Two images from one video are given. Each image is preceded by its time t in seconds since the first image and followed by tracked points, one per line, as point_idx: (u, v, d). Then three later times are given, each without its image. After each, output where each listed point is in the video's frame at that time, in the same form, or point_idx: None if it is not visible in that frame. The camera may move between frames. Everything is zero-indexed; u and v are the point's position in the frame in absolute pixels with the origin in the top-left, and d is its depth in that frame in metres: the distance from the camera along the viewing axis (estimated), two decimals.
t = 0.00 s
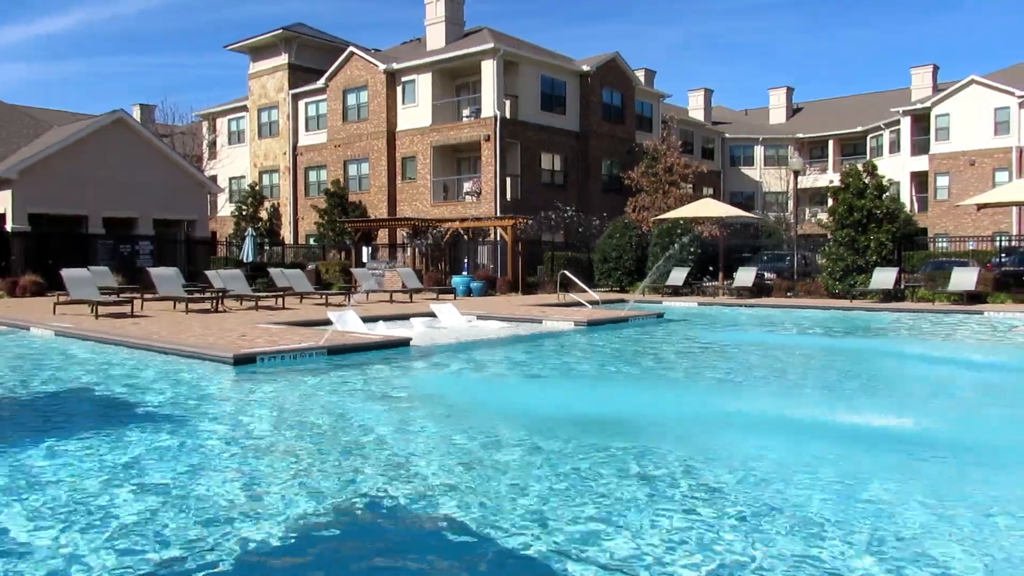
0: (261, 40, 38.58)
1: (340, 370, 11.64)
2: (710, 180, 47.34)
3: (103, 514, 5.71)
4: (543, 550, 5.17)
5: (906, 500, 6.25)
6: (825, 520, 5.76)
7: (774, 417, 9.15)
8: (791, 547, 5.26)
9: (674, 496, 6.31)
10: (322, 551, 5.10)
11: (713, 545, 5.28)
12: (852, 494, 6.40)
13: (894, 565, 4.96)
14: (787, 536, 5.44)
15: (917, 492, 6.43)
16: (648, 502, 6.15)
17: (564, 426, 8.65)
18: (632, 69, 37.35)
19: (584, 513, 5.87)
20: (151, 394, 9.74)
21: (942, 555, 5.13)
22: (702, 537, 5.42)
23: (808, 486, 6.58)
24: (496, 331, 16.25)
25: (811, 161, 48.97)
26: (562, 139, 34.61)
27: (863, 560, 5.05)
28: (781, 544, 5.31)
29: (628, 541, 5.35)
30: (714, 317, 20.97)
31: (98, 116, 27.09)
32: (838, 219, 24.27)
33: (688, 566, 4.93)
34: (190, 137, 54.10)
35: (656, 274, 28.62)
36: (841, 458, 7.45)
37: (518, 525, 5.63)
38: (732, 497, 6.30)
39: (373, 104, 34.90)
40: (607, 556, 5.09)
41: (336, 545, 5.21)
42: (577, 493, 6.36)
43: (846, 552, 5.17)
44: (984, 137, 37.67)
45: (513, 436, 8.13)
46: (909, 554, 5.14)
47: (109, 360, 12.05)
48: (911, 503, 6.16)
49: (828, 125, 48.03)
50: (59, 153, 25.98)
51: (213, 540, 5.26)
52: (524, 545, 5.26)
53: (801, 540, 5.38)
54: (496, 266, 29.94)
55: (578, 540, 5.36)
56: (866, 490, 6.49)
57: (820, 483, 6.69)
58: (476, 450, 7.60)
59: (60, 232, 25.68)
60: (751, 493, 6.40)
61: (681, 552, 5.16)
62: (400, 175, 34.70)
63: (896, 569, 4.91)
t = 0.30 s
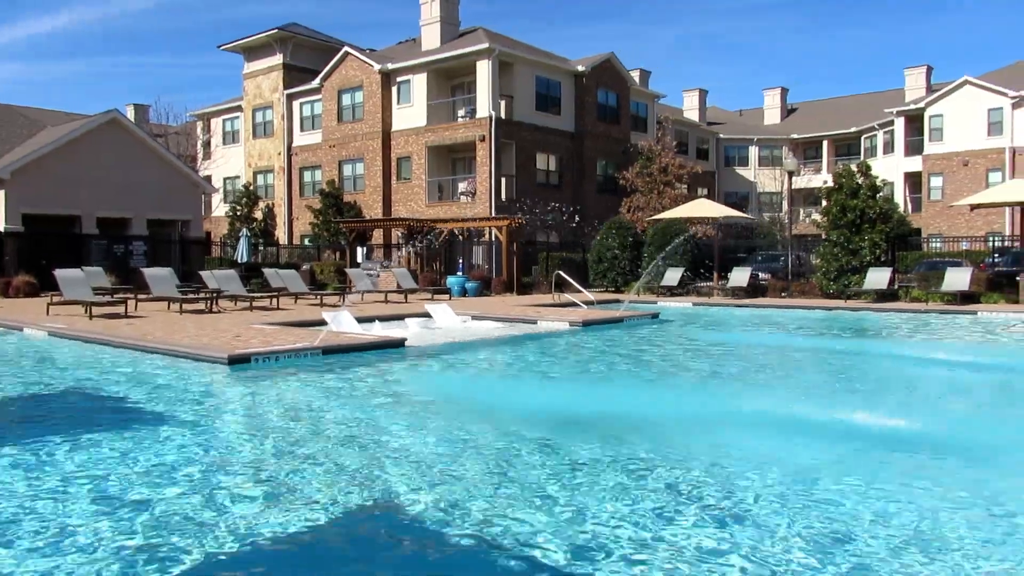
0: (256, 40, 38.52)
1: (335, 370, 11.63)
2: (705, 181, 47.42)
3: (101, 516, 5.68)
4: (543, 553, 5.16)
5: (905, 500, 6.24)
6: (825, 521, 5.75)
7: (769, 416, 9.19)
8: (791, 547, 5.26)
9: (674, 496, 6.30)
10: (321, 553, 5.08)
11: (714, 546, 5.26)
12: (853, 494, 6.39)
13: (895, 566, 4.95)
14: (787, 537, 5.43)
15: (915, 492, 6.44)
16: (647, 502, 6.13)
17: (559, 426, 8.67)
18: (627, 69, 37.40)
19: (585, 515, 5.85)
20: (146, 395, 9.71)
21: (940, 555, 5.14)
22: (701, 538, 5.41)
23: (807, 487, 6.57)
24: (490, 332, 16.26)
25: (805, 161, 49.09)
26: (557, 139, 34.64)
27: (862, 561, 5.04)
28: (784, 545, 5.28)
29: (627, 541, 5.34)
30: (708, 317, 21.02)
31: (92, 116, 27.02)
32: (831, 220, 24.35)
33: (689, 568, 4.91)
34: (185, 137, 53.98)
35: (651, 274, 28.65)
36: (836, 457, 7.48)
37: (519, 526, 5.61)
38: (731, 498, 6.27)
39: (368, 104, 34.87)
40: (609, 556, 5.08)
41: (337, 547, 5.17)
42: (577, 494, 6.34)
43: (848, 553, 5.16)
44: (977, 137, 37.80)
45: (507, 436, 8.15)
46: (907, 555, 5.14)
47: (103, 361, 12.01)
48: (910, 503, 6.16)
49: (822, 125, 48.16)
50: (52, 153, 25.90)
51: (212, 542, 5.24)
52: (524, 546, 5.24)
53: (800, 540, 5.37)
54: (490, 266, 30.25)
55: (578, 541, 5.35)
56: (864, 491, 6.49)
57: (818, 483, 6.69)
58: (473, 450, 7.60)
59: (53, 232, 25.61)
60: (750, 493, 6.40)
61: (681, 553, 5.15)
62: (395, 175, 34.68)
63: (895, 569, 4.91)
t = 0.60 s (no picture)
0: (244, 39, 38.38)
1: (324, 371, 11.59)
2: (694, 182, 47.55)
3: (88, 519, 5.64)
4: (534, 551, 5.16)
5: (893, 499, 6.28)
6: (815, 520, 5.77)
7: (760, 415, 9.26)
8: (782, 546, 5.26)
9: (665, 495, 6.31)
10: (313, 554, 5.06)
11: (705, 545, 5.27)
12: (841, 493, 6.42)
13: (885, 564, 4.97)
14: (778, 536, 5.45)
15: (904, 491, 6.48)
16: (637, 501, 6.14)
17: (549, 425, 8.68)
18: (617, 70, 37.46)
19: (576, 514, 5.85)
20: (134, 396, 9.66)
21: (930, 554, 5.16)
22: (692, 537, 5.42)
23: (797, 486, 6.59)
24: (480, 332, 16.25)
25: (794, 162, 49.30)
26: (547, 139, 34.67)
27: (854, 560, 5.04)
28: (774, 544, 5.29)
29: (617, 540, 5.35)
30: (697, 317, 21.08)
31: (79, 116, 26.85)
32: (820, 220, 24.43)
33: (681, 567, 4.91)
34: (173, 137, 53.71)
35: (641, 274, 28.69)
36: (826, 456, 7.52)
37: (510, 526, 5.60)
38: (721, 497, 6.29)
39: (357, 104, 34.80)
40: (600, 556, 5.07)
41: (328, 548, 5.16)
42: (568, 493, 6.34)
43: (838, 552, 5.18)
44: (965, 138, 38.03)
45: (498, 435, 8.16)
46: (897, 553, 5.16)
47: (90, 362, 11.92)
48: (897, 502, 6.21)
49: (811, 126, 48.38)
50: (40, 153, 25.73)
51: (200, 544, 5.20)
52: (514, 546, 5.24)
53: (790, 539, 5.39)
54: (481, 266, 29.99)
55: (568, 540, 5.35)
56: (853, 489, 6.51)
57: (808, 482, 6.71)
58: (464, 450, 7.61)
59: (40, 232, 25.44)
60: (741, 492, 6.41)
61: (673, 552, 5.15)
62: (385, 175, 34.61)
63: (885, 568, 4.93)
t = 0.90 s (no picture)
0: (231, 38, 38.20)
1: (312, 372, 11.54)
2: (682, 182, 47.70)
3: (70, 521, 5.57)
4: (523, 552, 5.14)
5: (880, 497, 6.30)
6: (803, 519, 5.78)
7: (749, 413, 9.32)
8: (770, 545, 5.27)
9: (654, 494, 6.31)
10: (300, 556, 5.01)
11: (695, 545, 5.27)
12: (829, 491, 6.43)
13: (873, 563, 4.98)
14: (767, 535, 5.45)
15: (892, 489, 6.50)
16: (629, 499, 6.17)
17: (539, 425, 8.69)
18: (605, 70, 37.55)
19: (565, 513, 5.84)
20: (119, 397, 9.58)
21: (919, 552, 5.18)
22: (682, 536, 5.42)
23: (785, 485, 6.60)
24: (469, 332, 16.24)
25: (781, 163, 49.54)
26: (535, 139, 34.70)
27: (842, 556, 5.10)
28: (763, 543, 5.29)
29: (607, 539, 5.33)
30: (685, 317, 21.15)
31: (64, 115, 26.64)
32: (807, 220, 24.53)
33: (671, 567, 4.90)
34: (159, 136, 53.40)
35: (629, 274, 28.75)
36: (813, 455, 7.54)
37: (498, 526, 5.58)
38: (712, 495, 6.33)
39: (345, 104, 34.71)
40: (589, 556, 5.06)
41: (317, 549, 5.12)
42: (557, 493, 6.33)
43: (827, 550, 5.19)
44: (950, 140, 38.29)
45: (489, 435, 8.17)
46: (885, 551, 5.17)
47: (75, 363, 11.82)
48: (885, 500, 6.22)
49: (797, 127, 48.64)
50: (24, 153, 25.49)
51: (185, 545, 5.15)
52: (503, 546, 5.22)
53: (778, 538, 5.39)
54: (469, 266, 30.28)
55: (561, 538, 5.36)
56: (841, 488, 6.53)
57: (796, 481, 6.72)
58: (452, 450, 7.59)
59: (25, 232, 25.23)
60: (729, 491, 6.42)
61: (663, 552, 5.14)
62: (373, 175, 34.53)
63: (874, 566, 4.94)
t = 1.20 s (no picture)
0: (219, 38, 38.02)
1: (300, 372, 11.51)
2: (670, 183, 47.84)
3: (61, 523, 5.53)
4: (519, 553, 5.11)
5: (873, 496, 6.32)
6: (796, 517, 5.81)
7: (735, 412, 9.37)
8: (765, 544, 5.28)
9: (648, 494, 6.31)
10: (294, 556, 5.01)
11: (691, 544, 5.27)
12: (820, 490, 6.47)
13: (869, 562, 5.00)
14: (762, 534, 5.46)
15: (883, 488, 6.54)
16: (614, 498, 6.20)
17: (527, 424, 8.71)
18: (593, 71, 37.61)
19: (558, 514, 5.84)
20: (107, 398, 9.53)
21: (913, 549, 5.21)
22: (676, 536, 5.42)
23: (777, 484, 6.62)
24: (458, 332, 16.24)
25: (769, 163, 49.75)
26: (524, 140, 34.72)
27: (825, 553, 5.14)
28: (758, 542, 5.31)
29: (602, 539, 5.33)
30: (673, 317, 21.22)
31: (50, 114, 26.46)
32: (795, 221, 24.61)
33: (667, 566, 4.91)
34: (146, 135, 53.10)
35: (618, 274, 28.79)
36: (803, 453, 7.60)
37: (493, 527, 5.55)
38: (697, 492, 6.37)
39: (333, 104, 34.62)
40: (585, 556, 5.05)
41: (304, 552, 5.09)
42: (553, 492, 6.32)
43: (821, 549, 5.21)
44: (935, 141, 38.59)
45: (476, 434, 8.18)
46: (871, 550, 5.21)
47: (61, 364, 11.74)
48: (877, 499, 6.25)
49: (785, 128, 48.87)
50: (9, 152, 25.28)
51: (177, 548, 5.14)
52: (499, 547, 5.21)
53: (771, 537, 5.41)
54: (458, 267, 30.31)
55: (546, 536, 5.39)
56: (833, 486, 6.55)
57: (787, 479, 6.76)
58: (444, 449, 7.58)
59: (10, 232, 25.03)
60: (720, 490, 6.43)
61: (658, 552, 5.13)
62: (362, 175, 34.46)
63: (869, 564, 4.96)
